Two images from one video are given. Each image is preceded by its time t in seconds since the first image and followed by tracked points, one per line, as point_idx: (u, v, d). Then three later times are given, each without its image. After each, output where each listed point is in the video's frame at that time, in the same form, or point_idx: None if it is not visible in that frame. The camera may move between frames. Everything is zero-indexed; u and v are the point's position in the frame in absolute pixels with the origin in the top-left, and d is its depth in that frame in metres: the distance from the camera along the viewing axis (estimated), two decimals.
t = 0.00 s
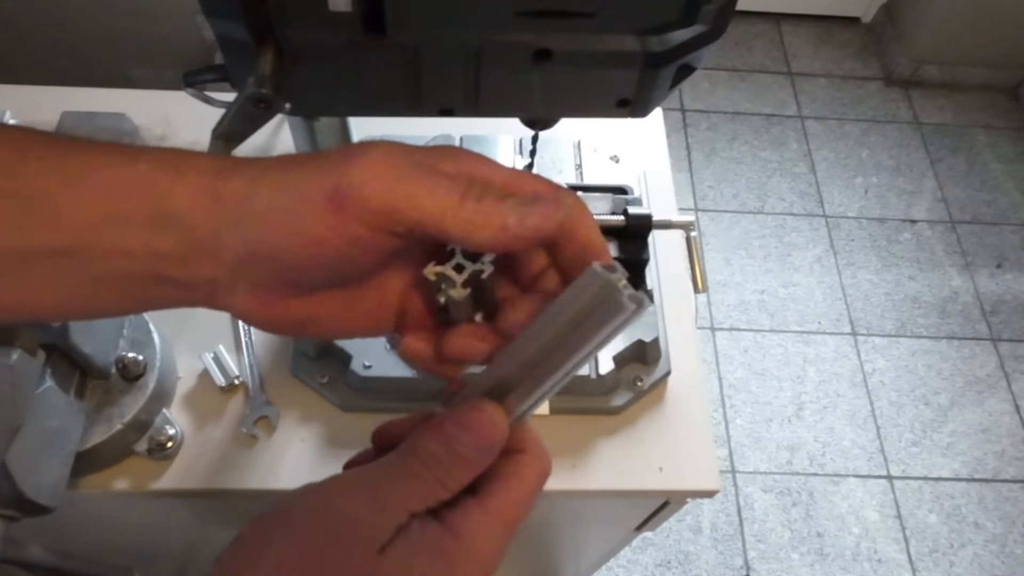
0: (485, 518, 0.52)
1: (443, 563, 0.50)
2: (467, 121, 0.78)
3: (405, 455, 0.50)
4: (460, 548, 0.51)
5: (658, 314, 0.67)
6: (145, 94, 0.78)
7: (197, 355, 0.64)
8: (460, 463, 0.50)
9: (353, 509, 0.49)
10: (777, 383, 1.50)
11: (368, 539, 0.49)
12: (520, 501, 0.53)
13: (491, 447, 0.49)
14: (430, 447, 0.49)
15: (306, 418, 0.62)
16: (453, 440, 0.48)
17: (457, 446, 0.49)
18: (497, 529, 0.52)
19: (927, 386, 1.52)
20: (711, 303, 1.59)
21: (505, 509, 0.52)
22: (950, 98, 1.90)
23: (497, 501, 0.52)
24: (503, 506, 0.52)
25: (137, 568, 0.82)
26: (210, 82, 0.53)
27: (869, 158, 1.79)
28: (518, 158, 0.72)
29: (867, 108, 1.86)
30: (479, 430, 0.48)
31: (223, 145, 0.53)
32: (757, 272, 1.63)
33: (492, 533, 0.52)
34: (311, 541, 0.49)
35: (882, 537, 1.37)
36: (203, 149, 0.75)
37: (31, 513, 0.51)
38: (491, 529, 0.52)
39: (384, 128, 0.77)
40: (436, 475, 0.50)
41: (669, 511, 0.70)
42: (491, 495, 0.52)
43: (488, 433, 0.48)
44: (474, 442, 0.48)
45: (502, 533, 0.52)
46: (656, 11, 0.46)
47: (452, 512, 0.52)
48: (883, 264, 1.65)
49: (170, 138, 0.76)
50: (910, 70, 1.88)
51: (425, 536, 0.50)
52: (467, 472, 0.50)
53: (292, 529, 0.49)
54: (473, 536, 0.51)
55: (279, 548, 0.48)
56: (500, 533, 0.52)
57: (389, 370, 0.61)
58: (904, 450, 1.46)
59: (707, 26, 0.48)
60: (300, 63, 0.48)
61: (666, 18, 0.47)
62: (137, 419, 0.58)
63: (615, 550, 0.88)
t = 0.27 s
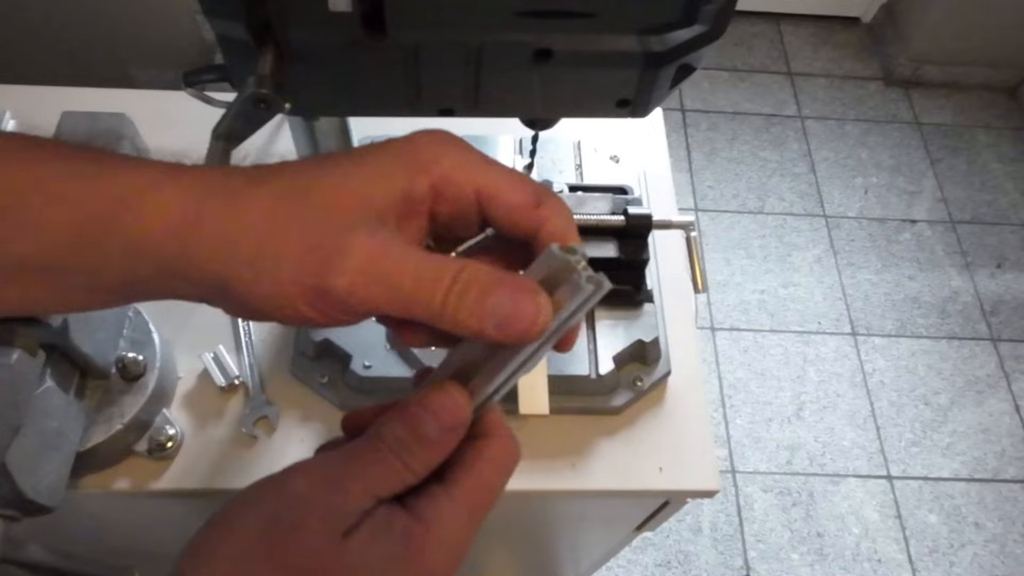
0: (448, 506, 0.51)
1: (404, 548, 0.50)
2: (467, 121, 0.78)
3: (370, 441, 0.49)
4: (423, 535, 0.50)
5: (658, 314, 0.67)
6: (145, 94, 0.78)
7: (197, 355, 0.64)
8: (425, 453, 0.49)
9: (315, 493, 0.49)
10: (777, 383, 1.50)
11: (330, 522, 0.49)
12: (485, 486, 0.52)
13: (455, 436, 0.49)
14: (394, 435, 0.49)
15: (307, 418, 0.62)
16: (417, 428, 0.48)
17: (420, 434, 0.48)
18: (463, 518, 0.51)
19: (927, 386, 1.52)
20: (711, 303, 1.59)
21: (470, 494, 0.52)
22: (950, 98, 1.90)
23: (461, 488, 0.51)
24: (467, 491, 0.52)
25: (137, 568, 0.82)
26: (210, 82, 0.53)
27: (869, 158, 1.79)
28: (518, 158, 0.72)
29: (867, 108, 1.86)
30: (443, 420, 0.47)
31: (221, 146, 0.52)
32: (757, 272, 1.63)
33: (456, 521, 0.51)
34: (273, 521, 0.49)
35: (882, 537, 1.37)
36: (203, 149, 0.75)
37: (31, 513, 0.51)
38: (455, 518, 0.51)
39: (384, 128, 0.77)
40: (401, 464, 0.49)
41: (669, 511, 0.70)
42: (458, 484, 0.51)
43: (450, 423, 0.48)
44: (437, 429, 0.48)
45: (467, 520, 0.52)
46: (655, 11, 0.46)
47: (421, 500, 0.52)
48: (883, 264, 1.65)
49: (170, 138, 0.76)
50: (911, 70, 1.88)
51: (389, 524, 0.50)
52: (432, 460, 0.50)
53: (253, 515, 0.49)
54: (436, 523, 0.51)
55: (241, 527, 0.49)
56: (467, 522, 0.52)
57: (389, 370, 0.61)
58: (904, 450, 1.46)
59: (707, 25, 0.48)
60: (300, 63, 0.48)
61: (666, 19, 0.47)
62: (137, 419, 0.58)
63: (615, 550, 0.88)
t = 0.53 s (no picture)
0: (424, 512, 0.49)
1: (377, 555, 0.48)
2: (467, 122, 0.78)
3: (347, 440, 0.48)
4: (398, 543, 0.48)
5: (658, 314, 0.67)
6: (145, 94, 0.78)
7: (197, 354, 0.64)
8: (403, 456, 0.47)
9: (286, 490, 0.48)
10: (777, 383, 1.50)
11: (301, 521, 0.47)
12: (465, 494, 0.50)
13: (436, 439, 0.47)
14: (372, 434, 0.47)
15: (307, 418, 0.62)
16: (394, 428, 0.46)
17: (398, 435, 0.46)
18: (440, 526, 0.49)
19: (927, 386, 1.52)
20: (711, 303, 1.59)
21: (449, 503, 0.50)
22: (950, 98, 1.90)
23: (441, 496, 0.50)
24: (444, 499, 0.50)
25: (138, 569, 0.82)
26: (209, 82, 0.53)
27: (869, 158, 1.79)
28: (518, 158, 0.71)
29: (867, 108, 1.86)
30: (422, 419, 0.46)
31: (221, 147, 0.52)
32: (757, 272, 1.63)
33: (433, 531, 0.49)
34: (240, 518, 0.48)
35: (882, 537, 1.37)
36: (203, 149, 0.75)
37: (31, 513, 0.51)
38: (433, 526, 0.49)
39: (383, 128, 0.77)
40: (379, 467, 0.47)
41: (669, 511, 0.70)
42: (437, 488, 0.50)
43: (431, 423, 0.46)
44: (418, 430, 0.46)
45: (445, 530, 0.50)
46: (655, 11, 0.46)
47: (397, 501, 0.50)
48: (883, 264, 1.65)
49: (171, 138, 0.76)
50: (910, 70, 1.88)
51: (361, 529, 0.48)
52: (411, 464, 0.48)
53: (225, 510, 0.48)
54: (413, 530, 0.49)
55: (207, 525, 0.48)
56: (444, 528, 0.50)
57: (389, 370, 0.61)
58: (904, 450, 1.46)
59: (707, 26, 0.48)
60: (300, 63, 0.48)
61: (665, 19, 0.47)
62: (137, 419, 0.58)
63: (615, 550, 0.88)
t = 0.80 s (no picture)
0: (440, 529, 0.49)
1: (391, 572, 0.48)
2: (467, 122, 0.78)
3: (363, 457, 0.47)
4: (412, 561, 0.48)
5: (658, 314, 0.67)
6: (145, 94, 0.78)
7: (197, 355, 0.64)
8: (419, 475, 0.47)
9: (300, 505, 0.47)
10: (777, 383, 1.50)
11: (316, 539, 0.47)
12: (483, 514, 0.50)
13: (453, 458, 0.47)
14: (388, 452, 0.46)
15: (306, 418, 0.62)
16: (412, 446, 0.46)
17: (416, 452, 0.46)
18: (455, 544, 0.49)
19: (927, 386, 1.52)
20: (711, 303, 1.59)
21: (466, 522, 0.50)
22: (950, 98, 1.90)
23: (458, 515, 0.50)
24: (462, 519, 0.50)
25: (137, 569, 0.82)
26: (209, 82, 0.52)
27: (869, 158, 1.79)
28: (519, 159, 0.70)
29: (867, 108, 1.86)
30: (442, 436, 0.45)
31: (221, 150, 0.47)
32: (757, 272, 1.63)
33: (448, 549, 0.49)
34: (257, 532, 0.47)
35: (882, 537, 1.37)
36: (203, 149, 0.75)
37: (30, 513, 0.51)
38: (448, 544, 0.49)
39: (383, 128, 0.77)
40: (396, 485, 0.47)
41: (669, 511, 0.70)
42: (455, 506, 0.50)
43: (449, 442, 0.46)
44: (436, 447, 0.46)
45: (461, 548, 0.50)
46: (655, 11, 0.46)
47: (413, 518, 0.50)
48: (883, 264, 1.65)
49: (170, 138, 0.76)
50: (911, 70, 1.88)
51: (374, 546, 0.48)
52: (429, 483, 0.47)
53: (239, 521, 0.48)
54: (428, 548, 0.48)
55: (225, 536, 0.48)
56: (461, 546, 0.50)
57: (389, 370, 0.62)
58: (904, 450, 1.46)
59: (707, 26, 0.48)
60: (300, 63, 0.48)
61: (666, 18, 0.47)
62: (137, 419, 0.58)
63: (615, 550, 0.88)
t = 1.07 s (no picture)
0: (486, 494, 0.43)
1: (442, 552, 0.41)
2: (467, 122, 0.78)
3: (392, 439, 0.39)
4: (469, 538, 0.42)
5: (658, 314, 0.67)
6: (145, 95, 0.79)
7: (197, 355, 0.65)
8: (464, 452, 0.40)
9: (332, 499, 0.39)
10: (777, 384, 1.50)
11: (354, 535, 0.39)
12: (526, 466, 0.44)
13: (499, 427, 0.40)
14: (427, 430, 0.39)
15: (306, 418, 0.63)
16: (460, 426, 0.39)
17: (460, 429, 0.39)
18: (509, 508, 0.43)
19: (927, 386, 1.52)
20: (711, 303, 1.59)
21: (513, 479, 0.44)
22: (950, 98, 1.90)
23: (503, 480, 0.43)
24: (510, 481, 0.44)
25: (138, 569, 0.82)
26: (209, 82, 0.53)
27: (869, 158, 1.79)
28: (518, 158, 0.71)
29: (867, 108, 1.86)
30: (485, 407, 0.39)
31: (221, 150, 0.47)
32: (757, 272, 1.63)
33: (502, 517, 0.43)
34: (286, 532, 0.39)
35: (882, 537, 1.37)
36: (203, 149, 0.75)
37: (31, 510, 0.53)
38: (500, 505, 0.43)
39: (383, 128, 0.77)
40: (438, 467, 0.40)
41: (669, 511, 0.70)
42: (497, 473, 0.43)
43: (495, 414, 0.39)
44: (481, 419, 0.39)
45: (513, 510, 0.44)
46: (655, 11, 0.46)
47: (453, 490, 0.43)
48: (883, 264, 1.65)
49: (171, 138, 0.76)
50: (911, 70, 1.88)
51: (414, 531, 0.41)
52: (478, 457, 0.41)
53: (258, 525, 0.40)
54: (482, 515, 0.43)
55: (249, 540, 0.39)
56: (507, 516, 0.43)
57: (389, 370, 0.62)
58: (904, 450, 1.46)
59: (707, 26, 0.48)
60: (300, 63, 0.48)
61: (666, 19, 0.47)
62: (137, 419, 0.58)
63: (614, 550, 0.89)
